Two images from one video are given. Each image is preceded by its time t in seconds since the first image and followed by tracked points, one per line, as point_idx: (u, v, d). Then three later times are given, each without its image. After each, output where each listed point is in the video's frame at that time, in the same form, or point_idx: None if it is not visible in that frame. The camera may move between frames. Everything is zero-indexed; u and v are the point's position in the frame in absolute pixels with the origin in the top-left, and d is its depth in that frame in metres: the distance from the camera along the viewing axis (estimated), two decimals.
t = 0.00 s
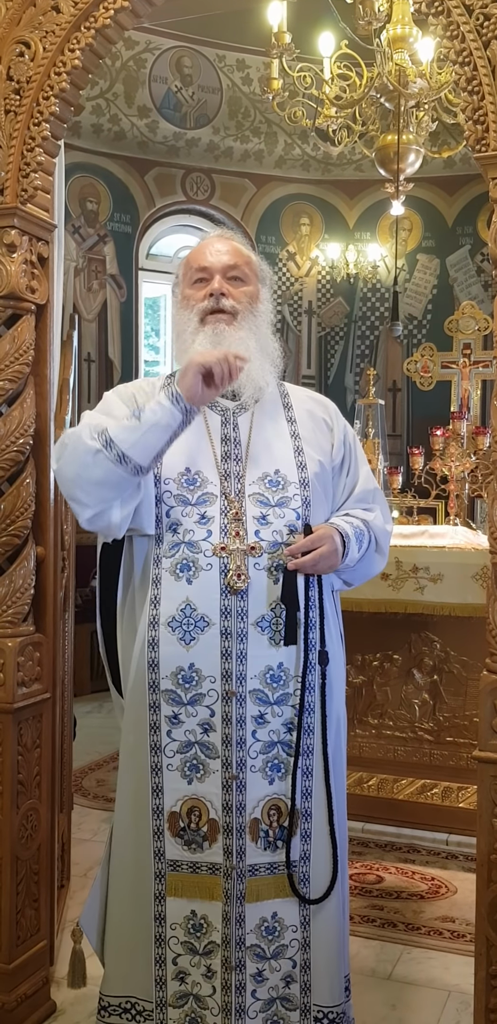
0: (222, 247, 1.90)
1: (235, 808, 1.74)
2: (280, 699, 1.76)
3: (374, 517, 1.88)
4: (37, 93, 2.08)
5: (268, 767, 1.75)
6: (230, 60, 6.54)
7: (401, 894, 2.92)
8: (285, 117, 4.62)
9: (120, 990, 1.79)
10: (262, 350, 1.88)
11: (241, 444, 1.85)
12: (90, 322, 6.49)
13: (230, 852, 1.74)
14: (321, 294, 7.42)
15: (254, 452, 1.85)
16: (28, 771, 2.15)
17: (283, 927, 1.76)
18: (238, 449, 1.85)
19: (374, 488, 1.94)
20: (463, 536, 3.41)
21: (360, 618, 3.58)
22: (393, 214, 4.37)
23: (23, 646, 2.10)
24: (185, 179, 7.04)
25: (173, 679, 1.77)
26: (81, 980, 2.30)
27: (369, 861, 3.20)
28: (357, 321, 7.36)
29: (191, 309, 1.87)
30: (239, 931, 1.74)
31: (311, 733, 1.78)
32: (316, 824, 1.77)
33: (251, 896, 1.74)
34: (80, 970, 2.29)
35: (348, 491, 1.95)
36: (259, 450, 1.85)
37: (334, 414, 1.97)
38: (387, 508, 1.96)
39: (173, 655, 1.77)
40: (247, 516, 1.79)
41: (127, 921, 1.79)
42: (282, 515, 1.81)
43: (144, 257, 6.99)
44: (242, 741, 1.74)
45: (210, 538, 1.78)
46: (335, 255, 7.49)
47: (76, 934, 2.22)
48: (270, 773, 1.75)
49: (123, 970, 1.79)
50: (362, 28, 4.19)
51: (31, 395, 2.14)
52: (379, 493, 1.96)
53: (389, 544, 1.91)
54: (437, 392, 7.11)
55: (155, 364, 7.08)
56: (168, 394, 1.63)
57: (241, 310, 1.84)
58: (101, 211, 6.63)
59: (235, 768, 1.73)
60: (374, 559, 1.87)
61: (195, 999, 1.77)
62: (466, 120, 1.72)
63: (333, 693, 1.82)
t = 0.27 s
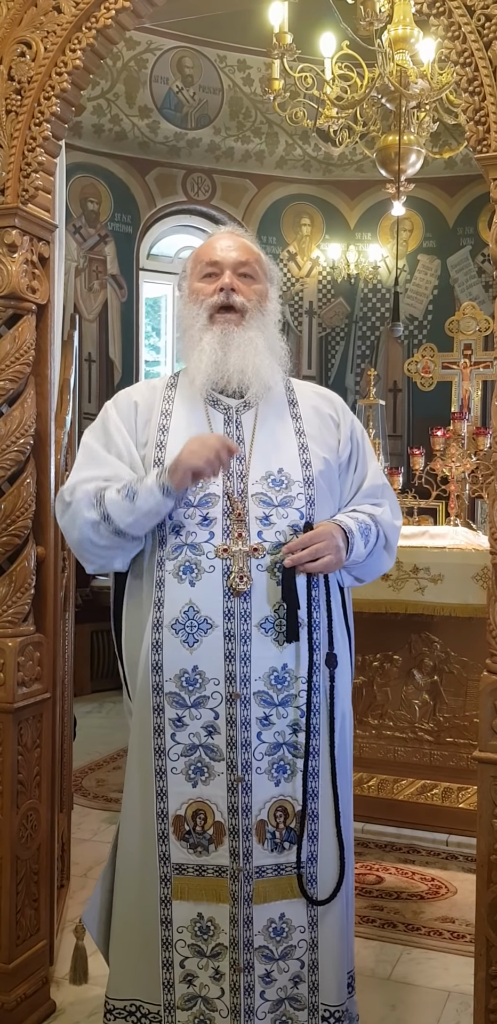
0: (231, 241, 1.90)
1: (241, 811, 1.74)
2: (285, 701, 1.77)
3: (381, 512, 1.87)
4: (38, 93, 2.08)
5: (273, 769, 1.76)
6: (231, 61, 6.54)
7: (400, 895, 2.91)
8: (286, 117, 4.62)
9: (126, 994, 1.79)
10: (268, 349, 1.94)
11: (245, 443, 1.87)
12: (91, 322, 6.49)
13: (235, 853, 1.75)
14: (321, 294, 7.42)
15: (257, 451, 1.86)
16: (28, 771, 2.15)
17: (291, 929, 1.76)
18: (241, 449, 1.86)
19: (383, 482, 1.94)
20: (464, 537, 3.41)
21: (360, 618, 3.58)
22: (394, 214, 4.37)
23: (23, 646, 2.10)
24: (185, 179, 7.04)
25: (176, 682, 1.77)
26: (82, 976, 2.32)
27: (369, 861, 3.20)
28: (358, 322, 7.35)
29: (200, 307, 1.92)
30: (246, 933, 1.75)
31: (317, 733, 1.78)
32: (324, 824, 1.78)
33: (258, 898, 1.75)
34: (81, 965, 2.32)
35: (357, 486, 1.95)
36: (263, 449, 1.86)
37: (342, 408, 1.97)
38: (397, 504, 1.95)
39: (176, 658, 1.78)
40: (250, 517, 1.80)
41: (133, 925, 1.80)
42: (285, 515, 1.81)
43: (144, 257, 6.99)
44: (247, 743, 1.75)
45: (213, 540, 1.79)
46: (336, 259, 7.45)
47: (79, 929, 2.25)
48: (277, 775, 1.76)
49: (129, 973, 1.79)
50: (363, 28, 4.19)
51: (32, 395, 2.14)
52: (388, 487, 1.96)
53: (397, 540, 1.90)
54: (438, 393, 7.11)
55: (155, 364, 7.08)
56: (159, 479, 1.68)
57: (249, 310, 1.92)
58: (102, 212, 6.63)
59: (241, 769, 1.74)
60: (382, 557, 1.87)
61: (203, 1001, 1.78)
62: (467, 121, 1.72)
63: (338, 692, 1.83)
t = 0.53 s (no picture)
0: (237, 241, 1.92)
1: (247, 815, 1.78)
2: (289, 705, 1.79)
3: (386, 505, 1.86)
4: (39, 94, 2.08)
5: (279, 773, 1.79)
6: (232, 62, 6.55)
7: (400, 895, 2.92)
8: (287, 118, 4.61)
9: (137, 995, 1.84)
10: (273, 351, 1.95)
11: (246, 445, 1.88)
12: (92, 323, 6.49)
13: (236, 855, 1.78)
14: (322, 295, 7.42)
15: (257, 454, 1.87)
16: (28, 771, 2.15)
17: (300, 933, 1.79)
18: (241, 451, 1.88)
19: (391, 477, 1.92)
20: (464, 537, 3.41)
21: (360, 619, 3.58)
22: (395, 215, 4.37)
23: (23, 646, 2.10)
24: (186, 180, 7.03)
25: (179, 687, 1.81)
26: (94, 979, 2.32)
27: (369, 862, 3.21)
28: (359, 322, 7.36)
29: (204, 307, 1.94)
30: (254, 938, 1.78)
31: (322, 736, 1.80)
32: (332, 827, 1.80)
33: (266, 902, 1.78)
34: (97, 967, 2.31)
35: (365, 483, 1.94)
36: (264, 451, 1.88)
37: (347, 403, 1.97)
38: (405, 497, 1.93)
39: (179, 663, 1.82)
40: (249, 520, 1.82)
41: (143, 930, 1.84)
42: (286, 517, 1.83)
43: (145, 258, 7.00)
44: (251, 748, 1.78)
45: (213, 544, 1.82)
46: (336, 259, 7.45)
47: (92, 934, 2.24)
48: (282, 780, 1.79)
49: (140, 975, 1.84)
50: (365, 29, 4.19)
51: (33, 396, 2.14)
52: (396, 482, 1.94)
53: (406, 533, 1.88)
54: (439, 393, 7.11)
55: (156, 365, 7.07)
56: (158, 533, 1.73)
57: (254, 311, 1.94)
58: (102, 212, 6.64)
59: (245, 774, 1.78)
60: (391, 551, 1.86)
61: (212, 1006, 1.81)
62: (468, 122, 1.72)
63: (342, 695, 1.85)
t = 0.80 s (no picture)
0: (239, 241, 1.92)
1: (262, 816, 1.79)
2: (301, 704, 1.81)
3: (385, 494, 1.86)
4: (39, 93, 2.08)
5: (293, 773, 1.80)
6: (232, 62, 6.55)
7: (399, 895, 2.92)
8: (288, 117, 4.61)
9: (151, 999, 1.84)
10: (275, 350, 1.95)
11: (251, 446, 1.89)
12: (92, 322, 6.49)
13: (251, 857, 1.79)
14: (322, 294, 7.42)
15: (262, 454, 1.89)
16: (27, 771, 2.15)
17: (320, 934, 1.79)
18: (246, 452, 1.89)
19: (394, 469, 1.93)
20: (464, 537, 3.41)
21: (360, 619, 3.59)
22: (395, 214, 4.37)
23: (23, 646, 2.10)
24: (186, 180, 7.03)
25: (190, 689, 1.83)
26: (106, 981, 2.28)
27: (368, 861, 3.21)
28: (359, 322, 7.36)
29: (205, 306, 1.94)
30: (273, 939, 1.78)
31: (335, 735, 1.82)
32: (349, 827, 1.80)
33: (284, 903, 1.79)
34: (109, 970, 2.27)
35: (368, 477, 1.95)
36: (268, 451, 1.89)
37: (347, 396, 1.97)
38: (407, 483, 1.93)
39: (190, 665, 1.83)
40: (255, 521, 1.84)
41: (157, 935, 1.85)
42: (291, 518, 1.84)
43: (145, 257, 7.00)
44: (264, 748, 1.80)
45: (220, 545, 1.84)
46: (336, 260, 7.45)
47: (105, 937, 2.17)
48: (297, 780, 1.80)
49: (154, 980, 1.84)
50: (365, 28, 4.18)
51: (33, 395, 2.14)
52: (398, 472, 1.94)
53: (410, 522, 1.89)
54: (439, 393, 7.11)
55: (156, 365, 7.07)
56: (181, 543, 1.76)
57: (257, 310, 1.94)
58: (103, 212, 6.64)
59: (258, 774, 1.80)
60: (397, 542, 1.87)
61: (230, 1010, 1.81)
62: (468, 122, 1.72)
63: (353, 693, 1.86)
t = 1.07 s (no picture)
0: (239, 242, 1.91)
1: (275, 821, 1.79)
2: (311, 707, 1.81)
3: (393, 495, 1.86)
4: (39, 93, 2.08)
5: (305, 776, 1.80)
6: (233, 61, 6.55)
7: (399, 895, 2.92)
8: (288, 117, 4.61)
9: (166, 1006, 1.84)
10: (278, 351, 1.95)
11: (255, 448, 1.89)
12: (92, 322, 6.50)
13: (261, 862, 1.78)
14: (322, 294, 7.41)
15: (267, 457, 1.89)
16: (27, 770, 2.15)
17: (334, 937, 1.79)
18: (251, 454, 1.89)
19: (400, 468, 1.92)
20: (464, 537, 3.40)
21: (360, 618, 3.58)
22: (396, 214, 4.36)
23: (23, 645, 2.10)
24: (187, 179, 7.02)
25: (201, 695, 1.84)
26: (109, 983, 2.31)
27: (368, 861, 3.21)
28: (359, 322, 7.36)
29: (206, 308, 1.93)
30: (289, 944, 1.79)
31: (345, 737, 1.82)
32: (359, 828, 1.81)
33: (298, 907, 1.79)
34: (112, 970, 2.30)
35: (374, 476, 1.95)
36: (272, 455, 1.89)
37: (351, 395, 1.97)
38: (415, 482, 1.92)
39: (200, 670, 1.84)
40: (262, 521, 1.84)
41: (170, 945, 1.84)
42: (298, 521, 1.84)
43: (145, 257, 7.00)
44: (276, 752, 1.80)
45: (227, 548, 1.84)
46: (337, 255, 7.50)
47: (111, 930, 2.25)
48: (308, 783, 1.80)
49: (169, 989, 1.84)
50: (366, 28, 4.18)
51: (33, 395, 2.14)
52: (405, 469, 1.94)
53: (418, 522, 1.89)
54: (439, 393, 7.11)
55: (156, 365, 7.07)
56: (186, 550, 1.76)
57: (258, 311, 1.93)
58: (103, 211, 6.64)
59: (270, 778, 1.80)
60: (404, 542, 1.88)
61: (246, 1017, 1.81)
62: (468, 122, 1.72)
63: (361, 694, 1.86)
